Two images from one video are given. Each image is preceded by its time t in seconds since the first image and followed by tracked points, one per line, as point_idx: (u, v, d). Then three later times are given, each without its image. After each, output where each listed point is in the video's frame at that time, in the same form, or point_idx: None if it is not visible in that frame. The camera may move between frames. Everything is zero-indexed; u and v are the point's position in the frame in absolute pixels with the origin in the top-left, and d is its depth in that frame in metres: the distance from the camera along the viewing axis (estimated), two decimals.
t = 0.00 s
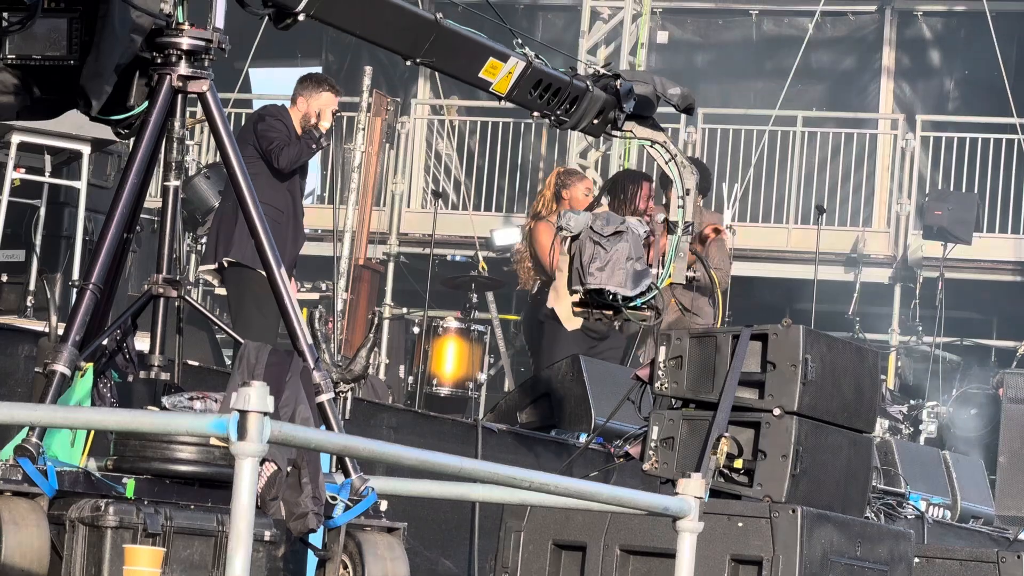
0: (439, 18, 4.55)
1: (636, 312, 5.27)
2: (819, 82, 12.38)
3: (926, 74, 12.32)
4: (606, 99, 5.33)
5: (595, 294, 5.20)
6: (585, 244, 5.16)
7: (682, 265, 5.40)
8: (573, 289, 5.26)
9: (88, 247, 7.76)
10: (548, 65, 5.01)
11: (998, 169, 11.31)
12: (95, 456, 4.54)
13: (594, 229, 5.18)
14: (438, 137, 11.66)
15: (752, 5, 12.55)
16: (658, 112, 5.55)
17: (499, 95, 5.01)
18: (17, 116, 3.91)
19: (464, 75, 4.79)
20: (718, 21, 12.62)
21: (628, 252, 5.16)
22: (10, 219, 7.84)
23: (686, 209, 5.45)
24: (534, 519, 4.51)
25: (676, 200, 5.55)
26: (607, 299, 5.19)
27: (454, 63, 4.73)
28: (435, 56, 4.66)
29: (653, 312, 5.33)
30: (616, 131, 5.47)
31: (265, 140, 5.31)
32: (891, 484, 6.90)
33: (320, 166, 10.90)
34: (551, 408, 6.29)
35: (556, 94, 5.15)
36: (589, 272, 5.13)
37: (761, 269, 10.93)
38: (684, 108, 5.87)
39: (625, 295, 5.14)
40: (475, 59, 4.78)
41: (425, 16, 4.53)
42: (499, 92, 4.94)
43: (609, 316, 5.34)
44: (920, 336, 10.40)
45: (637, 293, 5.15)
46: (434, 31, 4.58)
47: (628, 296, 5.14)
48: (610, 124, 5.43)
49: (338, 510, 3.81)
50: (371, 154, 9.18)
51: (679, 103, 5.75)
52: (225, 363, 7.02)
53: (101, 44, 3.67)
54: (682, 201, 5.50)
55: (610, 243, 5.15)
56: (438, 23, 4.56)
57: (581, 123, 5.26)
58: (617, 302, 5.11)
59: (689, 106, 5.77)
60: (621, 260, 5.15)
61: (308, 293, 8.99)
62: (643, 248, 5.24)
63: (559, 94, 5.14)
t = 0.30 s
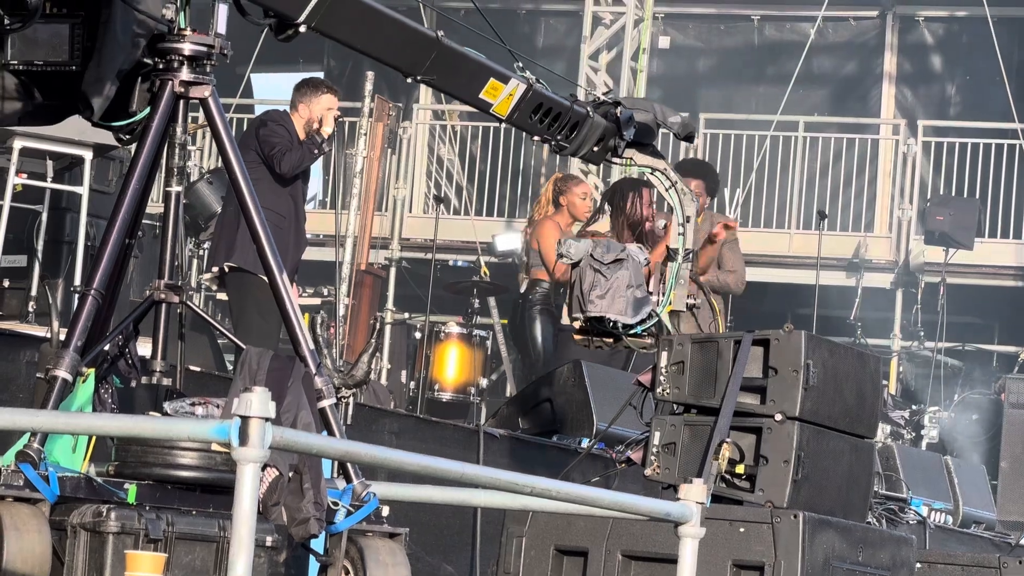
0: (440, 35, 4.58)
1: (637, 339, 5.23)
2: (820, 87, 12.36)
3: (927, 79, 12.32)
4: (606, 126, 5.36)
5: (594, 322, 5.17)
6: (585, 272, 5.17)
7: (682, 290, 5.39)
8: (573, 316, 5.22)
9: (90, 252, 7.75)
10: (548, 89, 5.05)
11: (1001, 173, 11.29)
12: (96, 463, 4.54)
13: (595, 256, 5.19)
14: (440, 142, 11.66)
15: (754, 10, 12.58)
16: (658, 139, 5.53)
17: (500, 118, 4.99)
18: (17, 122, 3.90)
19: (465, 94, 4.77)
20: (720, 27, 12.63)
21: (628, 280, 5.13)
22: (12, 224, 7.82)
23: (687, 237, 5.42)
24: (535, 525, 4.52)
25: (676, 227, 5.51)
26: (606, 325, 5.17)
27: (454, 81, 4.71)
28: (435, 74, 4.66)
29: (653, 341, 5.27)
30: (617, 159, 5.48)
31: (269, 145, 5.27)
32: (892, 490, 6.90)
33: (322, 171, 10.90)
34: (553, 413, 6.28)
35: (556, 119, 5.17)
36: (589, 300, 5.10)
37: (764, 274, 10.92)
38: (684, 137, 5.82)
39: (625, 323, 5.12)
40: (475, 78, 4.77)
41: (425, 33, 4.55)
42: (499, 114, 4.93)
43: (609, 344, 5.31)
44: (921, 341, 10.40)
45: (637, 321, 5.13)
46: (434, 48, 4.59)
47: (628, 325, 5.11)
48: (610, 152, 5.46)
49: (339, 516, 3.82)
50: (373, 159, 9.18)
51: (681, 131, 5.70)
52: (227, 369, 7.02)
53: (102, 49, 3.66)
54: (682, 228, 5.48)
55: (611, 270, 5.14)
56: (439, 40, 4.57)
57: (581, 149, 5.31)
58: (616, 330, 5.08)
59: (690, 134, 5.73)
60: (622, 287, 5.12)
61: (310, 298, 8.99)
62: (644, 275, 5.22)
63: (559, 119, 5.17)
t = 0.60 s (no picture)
0: (444, 49, 4.60)
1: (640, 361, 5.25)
2: (826, 89, 12.34)
3: (933, 81, 12.31)
4: (609, 147, 5.32)
5: (598, 343, 5.25)
6: (589, 295, 5.27)
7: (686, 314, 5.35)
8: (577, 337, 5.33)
9: (95, 254, 7.74)
10: (551, 107, 5.03)
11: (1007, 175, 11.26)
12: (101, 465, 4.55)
13: (597, 278, 5.30)
14: (446, 144, 11.65)
15: (759, 12, 12.58)
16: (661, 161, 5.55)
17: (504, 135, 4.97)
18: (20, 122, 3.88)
19: (470, 109, 4.79)
20: (725, 29, 12.62)
21: (631, 302, 5.22)
22: (17, 227, 7.82)
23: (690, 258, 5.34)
24: (540, 527, 4.52)
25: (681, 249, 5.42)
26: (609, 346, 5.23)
27: (460, 96, 4.73)
28: (439, 86, 4.67)
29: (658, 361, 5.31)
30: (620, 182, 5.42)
31: (272, 147, 5.27)
32: (897, 491, 6.89)
33: (326, 173, 10.89)
34: (558, 415, 6.27)
35: (558, 138, 5.14)
36: (592, 322, 5.20)
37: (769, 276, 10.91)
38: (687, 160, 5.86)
39: (628, 344, 5.21)
40: (480, 92, 4.79)
41: (430, 45, 4.57)
42: (503, 132, 4.92)
43: (613, 366, 5.39)
44: (926, 343, 10.38)
45: (640, 343, 5.19)
46: (439, 61, 4.61)
47: (631, 346, 5.18)
48: (614, 175, 5.41)
49: (344, 517, 3.84)
50: (379, 160, 9.16)
51: (683, 155, 5.77)
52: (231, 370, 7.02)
53: (108, 50, 3.67)
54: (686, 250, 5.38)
55: (614, 292, 5.23)
56: (443, 54, 4.59)
57: (584, 170, 5.26)
58: (619, 350, 5.13)
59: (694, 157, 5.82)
60: (624, 309, 5.21)
61: (315, 300, 8.98)
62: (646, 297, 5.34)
63: (562, 138, 5.15)
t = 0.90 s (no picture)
0: (452, 53, 4.62)
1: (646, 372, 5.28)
2: (835, 85, 12.32)
3: (941, 78, 12.29)
4: (616, 158, 5.36)
5: (604, 354, 5.26)
6: (594, 305, 5.26)
7: (693, 324, 5.43)
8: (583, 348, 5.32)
9: (104, 249, 7.74)
10: (559, 116, 5.06)
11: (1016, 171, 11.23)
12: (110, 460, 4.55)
13: (604, 289, 5.28)
14: (454, 141, 11.64)
15: (768, 8, 12.54)
16: (668, 172, 5.59)
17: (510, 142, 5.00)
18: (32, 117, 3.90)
19: (477, 115, 4.80)
20: (734, 25, 12.59)
21: (638, 313, 5.22)
22: (25, 222, 7.82)
23: (696, 270, 5.50)
24: (549, 523, 4.51)
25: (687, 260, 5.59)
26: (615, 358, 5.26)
27: (466, 102, 4.75)
28: (446, 91, 4.69)
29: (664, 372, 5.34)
30: (627, 192, 5.46)
31: (280, 143, 5.26)
32: (906, 487, 6.87)
33: (335, 169, 10.89)
34: (566, 411, 6.28)
35: (566, 147, 5.19)
36: (598, 333, 5.20)
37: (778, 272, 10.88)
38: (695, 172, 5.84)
39: (635, 355, 5.20)
40: (486, 99, 4.80)
41: (438, 50, 4.59)
42: (511, 139, 4.94)
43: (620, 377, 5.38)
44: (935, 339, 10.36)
45: (647, 354, 5.20)
46: (446, 66, 4.63)
47: (638, 358, 5.18)
48: (621, 185, 5.44)
49: (353, 513, 3.85)
50: (387, 157, 9.16)
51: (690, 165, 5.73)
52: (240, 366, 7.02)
53: (117, 45, 3.67)
54: (693, 261, 5.55)
55: (621, 303, 5.23)
56: (451, 58, 4.61)
57: (591, 180, 5.28)
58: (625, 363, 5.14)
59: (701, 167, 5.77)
60: (631, 320, 5.21)
61: (323, 296, 8.98)
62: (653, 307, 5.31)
63: (570, 148, 5.19)
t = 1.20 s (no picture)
0: (466, 50, 4.64)
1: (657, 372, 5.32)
2: (849, 77, 12.27)
3: (956, 69, 12.23)
4: (629, 160, 5.36)
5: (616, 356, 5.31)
6: (607, 307, 5.28)
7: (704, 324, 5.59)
8: (596, 349, 5.35)
9: (119, 240, 7.74)
10: (571, 116, 5.09)
11: None
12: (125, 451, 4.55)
13: (616, 291, 5.30)
14: (468, 132, 11.62)
15: None
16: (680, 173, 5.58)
17: (523, 142, 5.02)
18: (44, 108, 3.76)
19: (491, 111, 4.82)
20: (748, 16, 12.49)
21: (650, 315, 5.24)
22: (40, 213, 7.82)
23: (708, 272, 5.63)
24: (563, 515, 4.51)
25: (699, 260, 5.73)
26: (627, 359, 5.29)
27: (481, 99, 4.77)
28: (460, 88, 4.71)
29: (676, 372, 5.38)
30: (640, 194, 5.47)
31: (294, 134, 5.24)
32: (920, 479, 6.84)
33: (349, 160, 10.88)
34: (580, 402, 6.25)
35: (578, 148, 5.19)
36: (610, 335, 5.22)
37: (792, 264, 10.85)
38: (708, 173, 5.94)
39: (647, 357, 5.22)
40: (501, 95, 4.82)
41: (452, 46, 4.61)
42: (523, 138, 4.97)
43: (631, 378, 5.42)
44: (950, 331, 10.32)
45: (659, 356, 5.22)
46: (460, 62, 4.65)
47: (650, 360, 5.20)
48: (633, 188, 5.45)
49: (367, 504, 3.85)
50: (402, 147, 9.14)
51: (703, 167, 5.83)
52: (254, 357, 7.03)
53: (135, 39, 3.65)
54: (705, 261, 5.69)
55: (633, 306, 5.25)
56: (465, 54, 4.63)
57: (603, 181, 5.29)
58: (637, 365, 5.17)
59: (714, 170, 5.87)
60: (643, 322, 5.23)
61: (338, 288, 8.98)
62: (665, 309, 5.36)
63: (582, 148, 5.20)
